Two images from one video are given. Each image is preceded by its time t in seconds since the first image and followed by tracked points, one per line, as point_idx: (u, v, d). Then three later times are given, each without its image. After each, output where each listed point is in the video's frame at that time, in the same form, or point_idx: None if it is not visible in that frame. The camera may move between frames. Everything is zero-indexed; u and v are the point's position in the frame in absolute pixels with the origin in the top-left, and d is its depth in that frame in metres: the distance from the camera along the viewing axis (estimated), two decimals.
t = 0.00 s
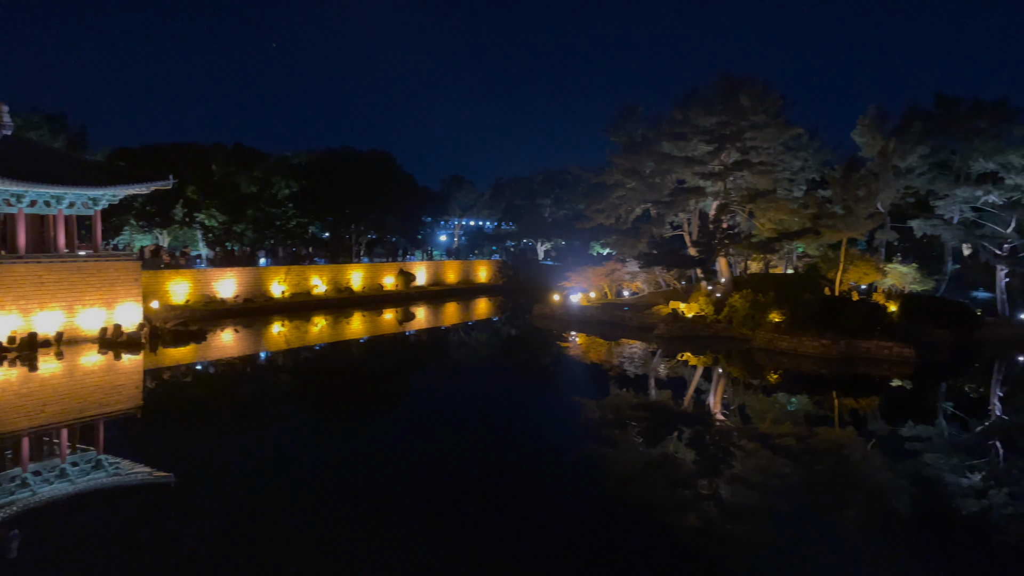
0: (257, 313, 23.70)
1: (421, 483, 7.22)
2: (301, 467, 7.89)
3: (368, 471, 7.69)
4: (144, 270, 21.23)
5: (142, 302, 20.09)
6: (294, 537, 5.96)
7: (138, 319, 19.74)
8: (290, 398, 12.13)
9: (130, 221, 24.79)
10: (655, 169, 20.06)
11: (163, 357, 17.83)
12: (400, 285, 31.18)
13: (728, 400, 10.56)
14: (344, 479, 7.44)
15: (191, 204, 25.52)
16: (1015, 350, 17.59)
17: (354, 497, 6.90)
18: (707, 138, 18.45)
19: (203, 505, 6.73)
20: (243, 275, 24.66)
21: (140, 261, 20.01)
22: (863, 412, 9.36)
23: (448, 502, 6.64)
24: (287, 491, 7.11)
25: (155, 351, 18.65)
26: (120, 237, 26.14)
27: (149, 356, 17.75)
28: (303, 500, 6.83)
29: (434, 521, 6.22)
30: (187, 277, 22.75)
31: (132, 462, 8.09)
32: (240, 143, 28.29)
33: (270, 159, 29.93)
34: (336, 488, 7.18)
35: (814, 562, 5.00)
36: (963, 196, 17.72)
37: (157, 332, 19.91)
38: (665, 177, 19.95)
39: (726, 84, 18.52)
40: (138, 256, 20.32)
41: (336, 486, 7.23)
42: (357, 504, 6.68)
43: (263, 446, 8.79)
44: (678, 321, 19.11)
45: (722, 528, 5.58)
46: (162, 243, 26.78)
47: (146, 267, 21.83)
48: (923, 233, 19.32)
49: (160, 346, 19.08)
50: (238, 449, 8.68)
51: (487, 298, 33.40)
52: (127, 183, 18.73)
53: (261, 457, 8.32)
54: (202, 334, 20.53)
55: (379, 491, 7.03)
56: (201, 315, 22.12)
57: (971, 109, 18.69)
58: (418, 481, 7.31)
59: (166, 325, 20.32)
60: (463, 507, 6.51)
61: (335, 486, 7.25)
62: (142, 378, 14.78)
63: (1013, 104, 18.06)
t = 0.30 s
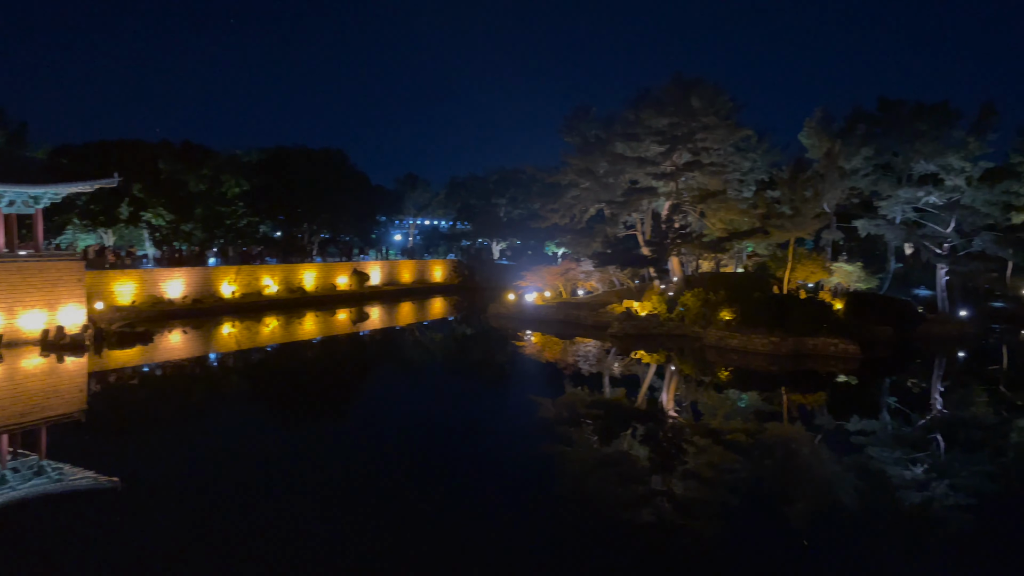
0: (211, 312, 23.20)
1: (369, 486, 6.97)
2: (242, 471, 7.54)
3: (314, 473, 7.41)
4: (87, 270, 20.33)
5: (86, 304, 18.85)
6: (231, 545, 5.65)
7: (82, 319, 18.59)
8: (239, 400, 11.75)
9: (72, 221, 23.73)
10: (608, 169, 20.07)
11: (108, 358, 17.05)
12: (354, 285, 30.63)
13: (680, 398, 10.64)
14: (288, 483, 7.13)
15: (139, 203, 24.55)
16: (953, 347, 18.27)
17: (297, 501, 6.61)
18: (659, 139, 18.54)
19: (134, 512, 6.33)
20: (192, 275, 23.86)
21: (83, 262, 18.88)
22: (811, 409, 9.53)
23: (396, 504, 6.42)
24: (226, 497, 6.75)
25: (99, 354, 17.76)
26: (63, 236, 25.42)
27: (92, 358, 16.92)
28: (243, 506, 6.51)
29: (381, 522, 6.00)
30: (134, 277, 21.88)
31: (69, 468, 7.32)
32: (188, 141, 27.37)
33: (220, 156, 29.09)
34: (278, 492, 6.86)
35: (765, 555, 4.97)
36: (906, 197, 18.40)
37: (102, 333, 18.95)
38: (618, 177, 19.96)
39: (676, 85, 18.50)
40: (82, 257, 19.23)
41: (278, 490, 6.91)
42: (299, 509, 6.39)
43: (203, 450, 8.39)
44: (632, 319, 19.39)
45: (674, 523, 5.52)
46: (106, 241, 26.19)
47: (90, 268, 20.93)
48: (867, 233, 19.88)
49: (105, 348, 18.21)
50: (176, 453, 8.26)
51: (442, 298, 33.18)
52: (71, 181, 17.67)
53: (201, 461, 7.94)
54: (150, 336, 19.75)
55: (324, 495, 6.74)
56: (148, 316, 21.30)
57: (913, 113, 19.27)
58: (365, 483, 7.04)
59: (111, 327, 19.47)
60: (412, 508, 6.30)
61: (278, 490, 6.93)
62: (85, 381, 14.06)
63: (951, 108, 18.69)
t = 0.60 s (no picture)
0: (162, 314, 22.37)
1: (321, 488, 6.76)
2: (187, 475, 7.23)
3: (263, 477, 7.15)
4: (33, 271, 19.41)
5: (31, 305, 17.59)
6: (173, 551, 5.39)
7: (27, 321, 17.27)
8: (189, 401, 11.37)
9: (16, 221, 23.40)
10: (566, 169, 20.26)
11: (54, 361, 16.12)
12: (310, 285, 30.05)
13: (637, 396, 10.70)
14: (237, 486, 6.87)
15: (86, 202, 24.04)
16: (898, 344, 18.89)
17: (245, 504, 6.36)
18: (615, 140, 18.58)
19: (67, 518, 5.99)
20: (142, 276, 23.00)
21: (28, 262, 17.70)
22: (765, 406, 9.69)
23: (349, 506, 6.23)
24: (169, 501, 6.46)
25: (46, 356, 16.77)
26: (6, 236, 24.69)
27: (38, 361, 16.02)
28: (187, 510, 6.23)
29: (333, 525, 5.81)
30: (82, 279, 21.01)
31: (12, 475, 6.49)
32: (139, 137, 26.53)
33: (171, 153, 28.25)
34: (225, 496, 6.60)
35: (720, 549, 4.97)
36: (854, 197, 18.97)
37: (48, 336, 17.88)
38: (575, 177, 20.14)
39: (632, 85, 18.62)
40: (26, 257, 18.23)
41: (225, 494, 6.64)
42: (247, 512, 6.15)
43: (146, 454, 8.04)
44: (590, 319, 19.36)
45: (631, 519, 5.49)
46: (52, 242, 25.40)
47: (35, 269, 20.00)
48: (818, 233, 20.37)
49: (51, 351, 17.23)
50: (117, 458, 7.90)
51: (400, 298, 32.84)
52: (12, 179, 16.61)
53: (143, 465, 7.60)
54: (99, 338, 18.92)
55: (274, 498, 6.52)
56: (95, 319, 20.37)
57: (860, 114, 19.81)
58: (317, 486, 6.83)
59: (58, 327, 18.49)
60: (364, 510, 6.13)
61: (224, 494, 6.66)
62: (31, 384, 13.29)
63: (897, 110, 19.25)
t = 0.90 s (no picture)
0: (107, 317, 21.35)
1: (262, 495, 6.40)
2: (120, 482, 6.82)
3: (199, 483, 6.74)
4: None
5: None
6: (99, 561, 5.03)
7: None
8: (130, 404, 10.91)
9: None
10: (520, 171, 20.18)
11: None
12: (260, 288, 29.29)
13: (591, 395, 10.73)
14: (176, 491, 6.55)
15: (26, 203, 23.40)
16: (842, 342, 19.41)
17: (186, 509, 6.06)
18: (569, 142, 18.59)
19: None
20: (85, 278, 22.03)
21: None
22: (717, 405, 9.75)
23: (291, 512, 5.89)
24: (104, 507, 6.12)
25: None
26: None
27: None
28: (114, 520, 5.80)
29: (273, 532, 5.47)
30: (22, 281, 20.07)
31: None
32: (81, 136, 25.47)
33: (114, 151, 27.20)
34: (164, 501, 6.28)
35: (676, 546, 4.84)
36: (801, 198, 19.55)
37: None
38: (530, 179, 20.11)
39: (586, 88, 18.74)
40: None
41: (160, 501, 6.26)
42: (180, 521, 5.76)
43: (74, 463, 7.53)
44: (545, 319, 19.51)
45: (587, 515, 5.40)
46: None
47: None
48: (767, 233, 20.86)
49: None
50: (42, 467, 7.38)
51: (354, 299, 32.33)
52: None
53: (70, 474, 7.10)
54: (38, 341, 17.97)
55: (217, 502, 6.23)
56: (34, 322, 19.37)
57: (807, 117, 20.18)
58: (258, 492, 6.47)
59: None
60: (307, 516, 5.81)
61: (155, 502, 6.24)
62: None
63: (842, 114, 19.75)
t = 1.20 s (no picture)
0: (40, 321, 20.22)
1: (198, 497, 6.05)
2: (41, 486, 6.37)
3: (127, 486, 6.34)
4: None
5: None
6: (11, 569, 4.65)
7: None
8: (60, 405, 10.34)
9: None
10: (470, 172, 20.11)
11: None
12: (203, 290, 28.30)
13: (541, 397, 10.73)
14: (102, 493, 6.16)
15: None
16: (784, 340, 19.99)
17: (112, 512, 5.69)
18: (519, 143, 18.44)
19: None
20: (18, 282, 20.79)
21: None
22: (664, 405, 9.85)
23: (229, 515, 5.59)
24: (20, 513, 5.69)
25: None
26: None
27: None
28: (26, 528, 5.36)
29: (209, 537, 5.17)
30: None
31: None
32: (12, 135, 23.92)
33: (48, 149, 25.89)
34: (88, 504, 5.88)
35: (628, 549, 4.76)
36: (745, 201, 20.20)
37: None
38: (479, 180, 20.01)
39: (534, 89, 18.65)
40: None
41: (83, 504, 5.86)
42: (100, 528, 5.36)
43: None
44: (494, 320, 19.36)
45: (537, 515, 5.28)
46: None
47: None
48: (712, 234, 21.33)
49: None
50: None
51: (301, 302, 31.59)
52: None
53: None
54: None
55: (146, 504, 5.86)
56: None
57: (751, 121, 20.67)
58: (193, 494, 6.12)
59: None
60: (245, 519, 5.52)
61: (77, 507, 5.82)
62: None
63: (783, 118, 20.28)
